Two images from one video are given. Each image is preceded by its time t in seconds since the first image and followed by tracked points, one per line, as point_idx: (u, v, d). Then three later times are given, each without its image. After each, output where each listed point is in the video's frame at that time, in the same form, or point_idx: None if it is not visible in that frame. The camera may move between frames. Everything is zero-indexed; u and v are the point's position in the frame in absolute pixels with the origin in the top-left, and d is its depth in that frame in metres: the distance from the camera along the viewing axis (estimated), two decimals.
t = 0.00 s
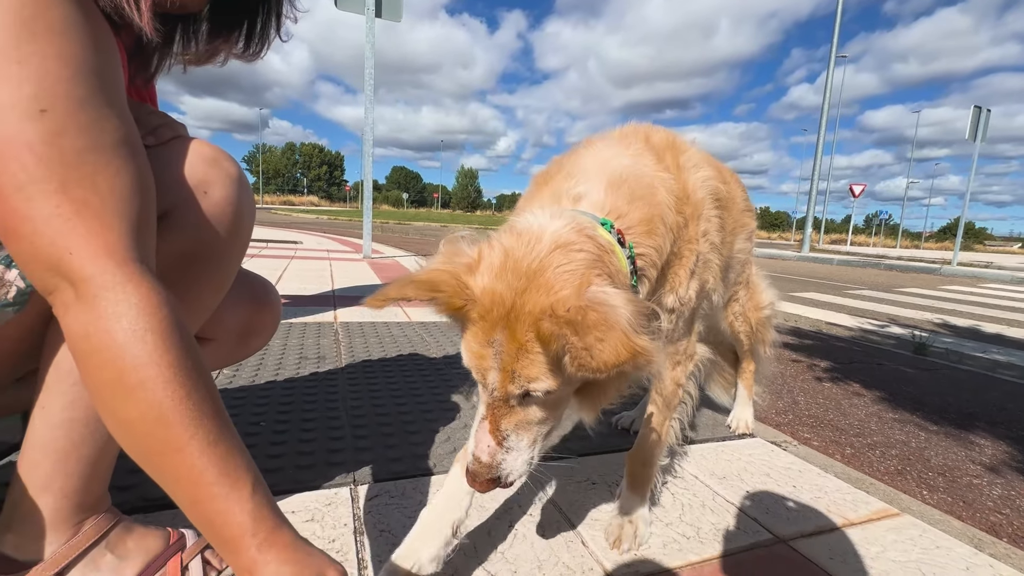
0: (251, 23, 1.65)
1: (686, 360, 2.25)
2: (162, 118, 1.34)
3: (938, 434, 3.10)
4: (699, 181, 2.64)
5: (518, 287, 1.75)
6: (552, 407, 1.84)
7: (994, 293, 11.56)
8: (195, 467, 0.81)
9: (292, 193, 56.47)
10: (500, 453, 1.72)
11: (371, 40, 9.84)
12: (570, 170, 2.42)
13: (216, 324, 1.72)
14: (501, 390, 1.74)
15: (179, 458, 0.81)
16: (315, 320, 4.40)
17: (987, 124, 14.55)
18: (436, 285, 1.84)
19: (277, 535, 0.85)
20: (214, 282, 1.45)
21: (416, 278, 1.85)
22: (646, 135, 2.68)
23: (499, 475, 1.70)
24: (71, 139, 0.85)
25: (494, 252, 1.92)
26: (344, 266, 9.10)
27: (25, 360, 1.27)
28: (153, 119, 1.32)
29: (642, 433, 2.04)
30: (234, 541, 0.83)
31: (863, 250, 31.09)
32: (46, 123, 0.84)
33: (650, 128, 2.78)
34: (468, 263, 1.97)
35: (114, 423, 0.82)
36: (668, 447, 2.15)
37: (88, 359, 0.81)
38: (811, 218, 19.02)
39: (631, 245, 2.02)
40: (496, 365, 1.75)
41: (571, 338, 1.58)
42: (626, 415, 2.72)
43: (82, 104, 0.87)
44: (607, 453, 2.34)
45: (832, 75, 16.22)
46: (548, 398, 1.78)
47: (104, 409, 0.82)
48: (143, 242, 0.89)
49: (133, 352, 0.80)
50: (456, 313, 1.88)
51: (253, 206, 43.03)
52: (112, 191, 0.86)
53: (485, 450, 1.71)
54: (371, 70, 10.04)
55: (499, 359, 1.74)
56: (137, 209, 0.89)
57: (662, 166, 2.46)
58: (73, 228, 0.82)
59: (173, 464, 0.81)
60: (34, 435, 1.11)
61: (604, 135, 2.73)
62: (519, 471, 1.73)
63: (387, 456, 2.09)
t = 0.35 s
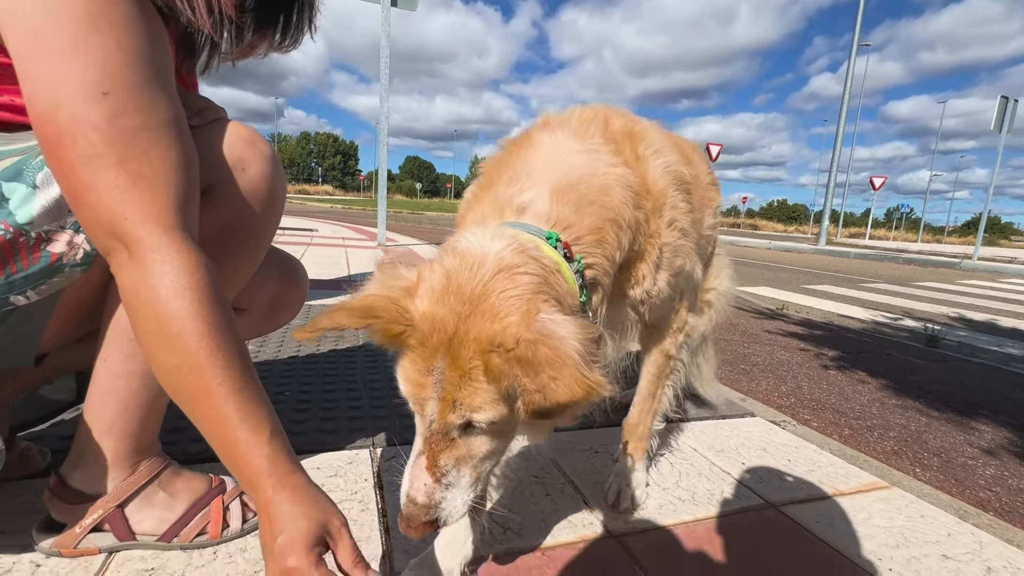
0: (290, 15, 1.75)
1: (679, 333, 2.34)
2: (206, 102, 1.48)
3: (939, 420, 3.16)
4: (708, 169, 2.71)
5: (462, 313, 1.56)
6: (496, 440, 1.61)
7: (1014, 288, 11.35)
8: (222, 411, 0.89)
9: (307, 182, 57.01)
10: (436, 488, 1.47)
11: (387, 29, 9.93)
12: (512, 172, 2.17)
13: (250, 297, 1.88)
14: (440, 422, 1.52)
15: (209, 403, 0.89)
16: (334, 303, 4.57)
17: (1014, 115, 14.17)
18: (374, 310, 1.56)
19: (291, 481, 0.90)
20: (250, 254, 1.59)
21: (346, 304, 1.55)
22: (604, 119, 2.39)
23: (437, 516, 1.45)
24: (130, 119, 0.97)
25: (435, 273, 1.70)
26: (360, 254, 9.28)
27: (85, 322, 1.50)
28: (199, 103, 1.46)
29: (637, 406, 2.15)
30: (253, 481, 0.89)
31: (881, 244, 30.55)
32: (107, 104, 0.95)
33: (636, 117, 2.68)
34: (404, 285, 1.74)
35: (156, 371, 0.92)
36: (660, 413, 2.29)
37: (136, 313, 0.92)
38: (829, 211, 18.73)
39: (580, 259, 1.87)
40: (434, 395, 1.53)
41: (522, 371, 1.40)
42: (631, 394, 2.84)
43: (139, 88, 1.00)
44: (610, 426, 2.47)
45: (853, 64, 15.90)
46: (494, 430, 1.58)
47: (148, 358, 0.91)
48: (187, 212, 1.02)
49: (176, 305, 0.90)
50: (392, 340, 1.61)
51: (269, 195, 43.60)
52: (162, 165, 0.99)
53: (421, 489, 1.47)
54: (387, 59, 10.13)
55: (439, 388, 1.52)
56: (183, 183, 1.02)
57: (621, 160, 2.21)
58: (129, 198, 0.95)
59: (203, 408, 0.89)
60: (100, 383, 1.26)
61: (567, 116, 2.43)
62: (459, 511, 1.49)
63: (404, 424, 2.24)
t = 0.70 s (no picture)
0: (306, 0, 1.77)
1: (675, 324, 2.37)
2: (224, 85, 1.56)
3: (948, 413, 3.15)
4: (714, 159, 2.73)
5: (426, 343, 1.36)
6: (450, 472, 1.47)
7: None
8: (219, 379, 0.95)
9: (322, 171, 57.46)
10: (378, 522, 1.30)
11: (402, 16, 9.94)
12: (480, 173, 2.00)
13: (267, 277, 1.96)
14: (392, 454, 1.34)
15: (205, 370, 0.95)
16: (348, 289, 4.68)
17: None
18: (320, 337, 1.34)
19: (275, 451, 0.96)
20: (265, 235, 1.66)
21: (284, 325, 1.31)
22: (587, 99, 2.33)
23: (376, 548, 1.28)
24: (145, 99, 1.01)
25: (393, 291, 1.48)
26: (374, 242, 9.38)
27: (114, 294, 1.60)
28: (216, 87, 1.53)
29: (633, 390, 2.21)
30: (244, 448, 0.95)
31: (903, 239, 29.88)
32: (124, 84, 1.00)
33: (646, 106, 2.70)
34: (358, 304, 1.52)
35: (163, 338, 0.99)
36: (657, 396, 2.36)
37: (146, 281, 0.98)
38: (849, 205, 18.34)
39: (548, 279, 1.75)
40: (386, 427, 1.35)
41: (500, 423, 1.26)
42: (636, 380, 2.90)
43: (155, 70, 1.04)
44: (613, 411, 2.53)
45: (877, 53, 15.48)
46: (449, 464, 1.43)
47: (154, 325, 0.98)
48: (197, 190, 1.07)
49: (183, 278, 0.96)
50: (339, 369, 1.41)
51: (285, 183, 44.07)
52: (173, 145, 1.04)
53: (364, 518, 1.28)
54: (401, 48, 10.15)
55: (393, 420, 1.34)
56: (193, 163, 1.07)
57: (601, 145, 2.17)
58: (142, 174, 1.00)
59: (202, 375, 0.95)
60: (127, 354, 1.35)
61: (544, 96, 2.31)
62: (402, 542, 1.35)
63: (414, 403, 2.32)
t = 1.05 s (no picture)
0: None
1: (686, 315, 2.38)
2: (241, 70, 1.58)
3: (966, 411, 3.11)
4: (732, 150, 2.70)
5: (436, 317, 1.39)
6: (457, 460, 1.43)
7: None
8: (235, 356, 0.98)
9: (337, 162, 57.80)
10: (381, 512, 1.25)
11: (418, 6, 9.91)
12: (490, 164, 2.00)
13: (285, 262, 2.00)
14: (396, 437, 1.32)
15: (221, 348, 0.98)
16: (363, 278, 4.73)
17: None
18: (336, 296, 1.36)
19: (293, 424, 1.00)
20: (282, 219, 1.69)
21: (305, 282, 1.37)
22: (602, 89, 2.32)
23: (374, 548, 1.21)
24: (160, 82, 1.04)
25: (406, 273, 1.51)
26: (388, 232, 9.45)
27: (136, 276, 1.65)
28: (233, 72, 1.55)
29: (644, 380, 2.23)
30: (261, 422, 0.99)
31: (924, 236, 29.22)
32: (141, 67, 1.03)
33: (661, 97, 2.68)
34: (372, 283, 1.54)
35: (181, 316, 1.02)
36: (666, 386, 2.37)
37: (163, 261, 1.02)
38: (869, 201, 17.98)
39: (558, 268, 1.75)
40: (394, 405, 1.34)
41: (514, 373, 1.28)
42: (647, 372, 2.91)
43: (171, 53, 1.06)
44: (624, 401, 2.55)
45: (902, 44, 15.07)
46: (458, 449, 1.40)
47: (173, 303, 1.01)
48: (211, 172, 1.10)
49: (198, 258, 0.99)
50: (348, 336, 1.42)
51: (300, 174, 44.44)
52: (187, 128, 1.06)
53: (364, 511, 1.21)
54: (417, 38, 10.14)
55: (401, 398, 1.34)
56: (208, 146, 1.09)
57: (617, 135, 2.16)
58: (158, 157, 1.03)
59: (217, 352, 0.98)
60: (150, 334, 1.39)
61: (560, 83, 2.31)
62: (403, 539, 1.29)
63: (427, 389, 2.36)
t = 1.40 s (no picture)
0: None
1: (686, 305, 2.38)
2: (254, 61, 1.60)
3: (979, 411, 3.07)
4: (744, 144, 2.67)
5: (494, 334, 1.38)
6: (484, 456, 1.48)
7: None
8: (237, 346, 0.99)
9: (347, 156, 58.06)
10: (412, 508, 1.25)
11: None
12: (501, 163, 2.00)
13: (297, 253, 2.03)
14: (442, 447, 1.33)
15: (223, 336, 0.99)
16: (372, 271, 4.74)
17: None
18: (396, 309, 1.32)
19: (292, 416, 1.00)
20: (294, 210, 1.71)
21: (344, 280, 1.27)
22: (601, 83, 2.31)
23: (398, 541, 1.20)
24: (171, 72, 1.05)
25: (451, 279, 1.46)
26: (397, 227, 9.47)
27: (150, 265, 1.67)
28: (245, 63, 1.57)
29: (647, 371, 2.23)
30: (262, 412, 0.99)
31: (940, 235, 28.73)
32: (152, 57, 1.04)
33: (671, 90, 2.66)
34: (412, 281, 1.45)
35: (188, 304, 1.03)
36: (670, 379, 2.37)
37: (170, 247, 1.03)
38: (884, 199, 17.71)
39: (571, 275, 1.77)
40: (443, 419, 1.33)
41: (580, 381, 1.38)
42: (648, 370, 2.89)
43: (182, 43, 1.08)
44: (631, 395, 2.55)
45: (921, 38, 14.78)
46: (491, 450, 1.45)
47: (180, 291, 1.03)
48: (221, 161, 1.11)
49: (205, 247, 1.00)
50: (399, 346, 1.38)
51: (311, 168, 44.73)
52: (197, 117, 1.08)
53: (402, 508, 1.23)
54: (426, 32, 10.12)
55: (454, 409, 1.34)
56: (217, 135, 1.10)
57: (617, 129, 2.16)
58: (168, 145, 1.04)
59: (220, 341, 0.99)
60: (165, 322, 1.42)
61: (567, 77, 2.30)
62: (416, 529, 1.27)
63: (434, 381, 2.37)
